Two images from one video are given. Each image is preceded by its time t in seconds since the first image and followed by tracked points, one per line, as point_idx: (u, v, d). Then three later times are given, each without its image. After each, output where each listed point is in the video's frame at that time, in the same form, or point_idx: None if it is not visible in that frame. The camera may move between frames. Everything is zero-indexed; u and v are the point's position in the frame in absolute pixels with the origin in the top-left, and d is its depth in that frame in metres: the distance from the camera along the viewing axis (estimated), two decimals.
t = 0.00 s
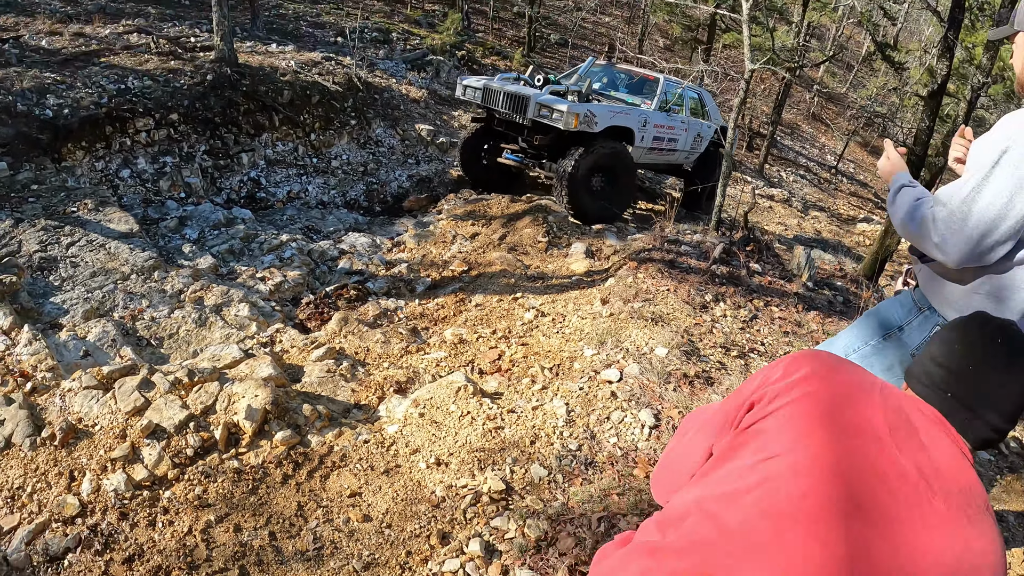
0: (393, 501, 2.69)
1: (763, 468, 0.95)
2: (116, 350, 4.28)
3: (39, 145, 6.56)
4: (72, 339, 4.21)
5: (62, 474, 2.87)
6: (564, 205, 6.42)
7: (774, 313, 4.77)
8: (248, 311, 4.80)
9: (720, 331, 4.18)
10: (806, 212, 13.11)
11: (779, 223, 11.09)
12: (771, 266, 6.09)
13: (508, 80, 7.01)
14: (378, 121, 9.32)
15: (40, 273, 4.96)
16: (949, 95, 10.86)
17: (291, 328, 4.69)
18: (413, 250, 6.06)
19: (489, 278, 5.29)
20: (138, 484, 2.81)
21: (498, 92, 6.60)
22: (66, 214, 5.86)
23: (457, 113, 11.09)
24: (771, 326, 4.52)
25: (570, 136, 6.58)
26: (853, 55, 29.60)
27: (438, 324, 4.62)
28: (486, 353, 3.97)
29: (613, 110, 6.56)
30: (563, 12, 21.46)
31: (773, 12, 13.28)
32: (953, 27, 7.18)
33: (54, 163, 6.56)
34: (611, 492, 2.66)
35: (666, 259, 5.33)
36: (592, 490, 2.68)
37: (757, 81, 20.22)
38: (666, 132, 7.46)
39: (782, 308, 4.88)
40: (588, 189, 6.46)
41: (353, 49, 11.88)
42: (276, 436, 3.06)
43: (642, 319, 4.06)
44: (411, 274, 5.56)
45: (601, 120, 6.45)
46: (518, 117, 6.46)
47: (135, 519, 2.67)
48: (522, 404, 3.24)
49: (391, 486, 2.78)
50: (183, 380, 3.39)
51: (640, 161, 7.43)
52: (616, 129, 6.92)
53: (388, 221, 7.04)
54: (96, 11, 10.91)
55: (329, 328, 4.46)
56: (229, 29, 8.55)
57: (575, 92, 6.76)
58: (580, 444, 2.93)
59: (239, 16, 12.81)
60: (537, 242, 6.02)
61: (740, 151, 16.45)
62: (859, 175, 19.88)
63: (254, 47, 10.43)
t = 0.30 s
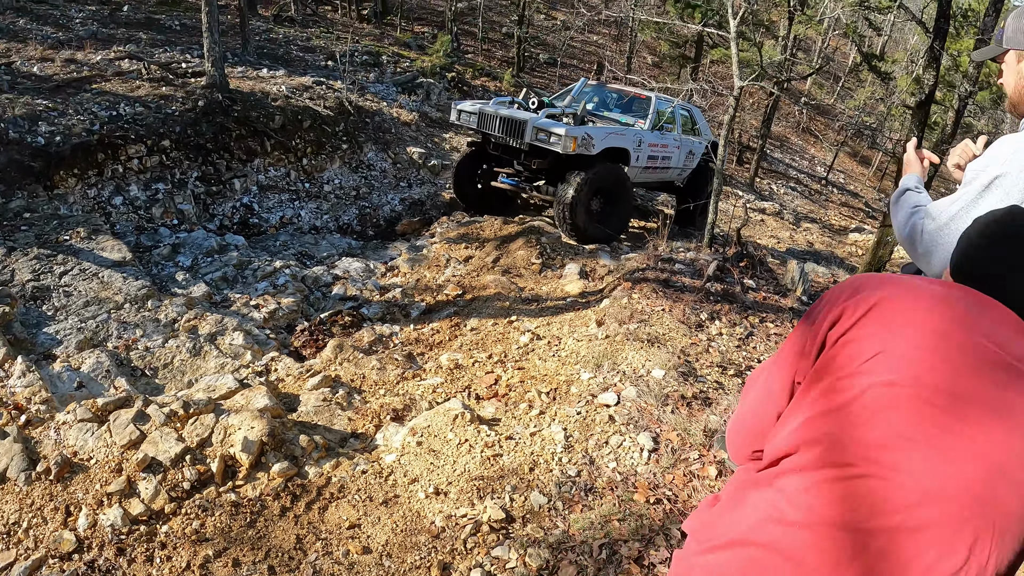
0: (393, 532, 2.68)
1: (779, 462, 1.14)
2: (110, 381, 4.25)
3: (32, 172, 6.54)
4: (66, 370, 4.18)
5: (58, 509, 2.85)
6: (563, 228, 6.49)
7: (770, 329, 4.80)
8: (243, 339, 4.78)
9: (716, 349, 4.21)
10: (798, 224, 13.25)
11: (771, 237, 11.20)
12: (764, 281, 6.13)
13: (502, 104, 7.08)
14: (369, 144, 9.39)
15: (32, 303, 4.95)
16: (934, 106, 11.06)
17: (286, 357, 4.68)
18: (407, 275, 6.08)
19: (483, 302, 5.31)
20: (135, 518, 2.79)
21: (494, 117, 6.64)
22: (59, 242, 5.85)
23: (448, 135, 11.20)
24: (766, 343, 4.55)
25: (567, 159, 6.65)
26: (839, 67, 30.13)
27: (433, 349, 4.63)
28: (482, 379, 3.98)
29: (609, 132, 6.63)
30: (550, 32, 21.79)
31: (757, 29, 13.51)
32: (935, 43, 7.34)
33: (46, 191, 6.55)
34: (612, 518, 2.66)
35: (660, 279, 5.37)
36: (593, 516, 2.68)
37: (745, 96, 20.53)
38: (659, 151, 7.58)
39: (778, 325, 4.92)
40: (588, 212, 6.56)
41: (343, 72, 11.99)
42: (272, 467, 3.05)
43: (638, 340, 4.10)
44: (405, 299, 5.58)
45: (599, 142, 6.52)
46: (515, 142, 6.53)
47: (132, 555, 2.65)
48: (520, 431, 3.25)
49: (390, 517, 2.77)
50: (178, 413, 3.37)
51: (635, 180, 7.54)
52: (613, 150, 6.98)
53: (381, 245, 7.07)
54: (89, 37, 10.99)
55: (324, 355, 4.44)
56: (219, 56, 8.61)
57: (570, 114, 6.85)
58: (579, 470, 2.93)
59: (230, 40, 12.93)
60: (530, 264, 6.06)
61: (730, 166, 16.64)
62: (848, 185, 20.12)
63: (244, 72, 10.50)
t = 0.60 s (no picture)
0: (382, 556, 2.63)
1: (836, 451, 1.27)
2: (99, 401, 4.18)
3: (23, 189, 6.50)
4: (54, 389, 4.12)
5: (44, 532, 2.79)
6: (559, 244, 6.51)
7: (764, 342, 4.79)
8: (233, 358, 4.73)
9: (710, 364, 4.20)
10: (791, 234, 13.31)
11: (766, 247, 11.25)
12: (759, 293, 6.12)
13: (497, 120, 7.11)
14: (362, 159, 9.40)
15: (21, 321, 4.90)
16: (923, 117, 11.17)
17: (277, 375, 4.63)
18: (399, 290, 6.06)
19: (476, 317, 5.29)
20: (121, 541, 2.74)
21: (489, 133, 6.66)
22: (49, 259, 5.79)
23: (441, 150, 11.25)
24: (761, 355, 4.53)
25: (562, 174, 6.67)
26: (830, 77, 30.45)
27: (425, 365, 4.60)
28: (474, 396, 3.95)
29: (604, 147, 6.66)
30: (542, 47, 21.97)
31: (746, 42, 13.64)
32: (924, 53, 7.41)
33: (36, 208, 6.50)
34: (605, 539, 2.62)
35: (654, 292, 5.37)
36: (585, 537, 2.64)
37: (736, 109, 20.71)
38: (654, 165, 7.63)
39: (772, 337, 4.90)
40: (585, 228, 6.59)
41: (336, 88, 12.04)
42: (260, 489, 3.00)
43: (630, 356, 4.09)
44: (397, 315, 5.55)
45: (595, 157, 6.55)
46: (511, 157, 6.54)
47: None
48: (512, 450, 3.23)
49: (380, 540, 2.72)
50: (165, 434, 3.31)
51: (631, 195, 7.57)
52: (608, 165, 7.01)
53: (373, 261, 7.05)
54: (81, 52, 11.00)
55: (315, 374, 4.40)
56: (211, 72, 8.63)
57: (565, 129, 6.88)
58: (572, 490, 2.90)
59: (222, 56, 12.98)
60: (524, 278, 6.05)
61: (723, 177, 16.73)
62: (841, 195, 20.26)
63: (237, 88, 10.53)
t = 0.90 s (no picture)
0: (374, 564, 2.61)
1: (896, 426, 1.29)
2: (94, 408, 4.15)
3: (19, 195, 6.48)
4: (49, 396, 4.09)
5: (37, 539, 2.78)
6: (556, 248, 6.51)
7: (762, 345, 4.77)
8: (228, 364, 4.71)
9: (707, 368, 4.19)
10: (789, 237, 13.33)
11: (764, 250, 11.26)
12: (757, 296, 6.11)
13: (491, 125, 7.11)
14: (358, 164, 9.40)
15: (17, 327, 4.88)
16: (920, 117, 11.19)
17: (272, 382, 4.61)
18: (395, 296, 6.05)
19: (472, 323, 5.28)
20: (113, 549, 2.72)
21: (485, 138, 6.65)
22: (45, 265, 5.78)
23: (438, 155, 11.26)
24: (759, 359, 4.51)
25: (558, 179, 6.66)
26: (827, 80, 30.55)
27: (421, 371, 4.58)
28: (470, 402, 3.94)
29: (600, 151, 6.66)
30: (539, 51, 22.02)
31: (743, 46, 13.67)
32: (920, 55, 7.42)
33: (33, 213, 6.49)
34: (600, 546, 2.60)
35: (651, 296, 5.36)
36: (580, 545, 2.61)
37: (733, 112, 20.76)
38: (651, 169, 7.64)
39: (770, 340, 4.89)
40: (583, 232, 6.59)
41: (333, 93, 12.05)
42: (254, 497, 2.98)
43: (626, 361, 4.09)
44: (393, 320, 5.54)
45: (591, 162, 6.55)
46: (506, 162, 6.54)
47: None
48: (507, 456, 3.22)
49: (373, 547, 2.71)
50: (158, 441, 3.29)
51: (628, 198, 7.58)
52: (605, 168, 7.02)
53: (370, 266, 7.04)
54: (78, 57, 11.01)
55: (310, 380, 4.39)
56: (207, 78, 8.64)
57: (561, 133, 6.89)
58: (567, 497, 2.88)
59: (219, 61, 13.00)
60: (520, 283, 6.05)
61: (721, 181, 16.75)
62: (839, 197, 20.30)
63: (233, 93, 10.53)
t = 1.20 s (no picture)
0: (374, 570, 2.62)
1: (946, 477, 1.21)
2: (94, 415, 4.16)
3: (19, 202, 6.50)
4: (50, 403, 4.10)
5: (39, 546, 2.79)
6: (554, 252, 6.54)
7: (761, 349, 4.78)
8: (228, 370, 4.72)
9: (705, 372, 4.21)
10: (788, 240, 13.37)
11: (762, 253, 11.31)
12: (755, 300, 6.12)
13: (486, 130, 7.14)
14: (357, 170, 9.43)
15: (17, 334, 4.90)
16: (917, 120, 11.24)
17: (271, 388, 4.62)
18: (394, 301, 6.07)
19: (471, 328, 5.29)
20: (115, 555, 2.73)
21: (479, 143, 6.67)
22: (45, 272, 5.79)
23: (437, 160, 11.30)
24: (757, 363, 4.53)
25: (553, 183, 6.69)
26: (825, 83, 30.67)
27: (420, 377, 4.60)
28: (469, 408, 3.96)
29: (595, 154, 6.68)
30: (538, 55, 22.11)
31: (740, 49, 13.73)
32: (918, 57, 7.45)
33: (33, 220, 6.50)
34: (598, 551, 2.61)
35: (649, 301, 5.39)
36: (578, 550, 2.63)
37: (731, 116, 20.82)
38: (647, 172, 7.68)
39: (769, 344, 4.91)
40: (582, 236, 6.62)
41: (332, 99, 12.10)
42: (254, 503, 2.99)
43: (624, 366, 4.11)
44: (393, 326, 5.56)
45: (586, 165, 6.57)
46: (502, 167, 6.56)
47: None
48: (505, 462, 3.24)
49: (373, 553, 2.72)
50: (159, 448, 3.31)
51: (624, 201, 7.62)
52: (600, 171, 7.04)
53: (369, 272, 7.07)
54: (77, 64, 11.06)
55: (310, 386, 4.40)
56: (206, 84, 8.67)
57: (555, 137, 6.92)
58: (565, 502, 2.90)
59: (218, 68, 13.06)
60: (519, 288, 6.08)
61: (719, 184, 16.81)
62: (838, 199, 20.36)
63: (232, 99, 10.58)
